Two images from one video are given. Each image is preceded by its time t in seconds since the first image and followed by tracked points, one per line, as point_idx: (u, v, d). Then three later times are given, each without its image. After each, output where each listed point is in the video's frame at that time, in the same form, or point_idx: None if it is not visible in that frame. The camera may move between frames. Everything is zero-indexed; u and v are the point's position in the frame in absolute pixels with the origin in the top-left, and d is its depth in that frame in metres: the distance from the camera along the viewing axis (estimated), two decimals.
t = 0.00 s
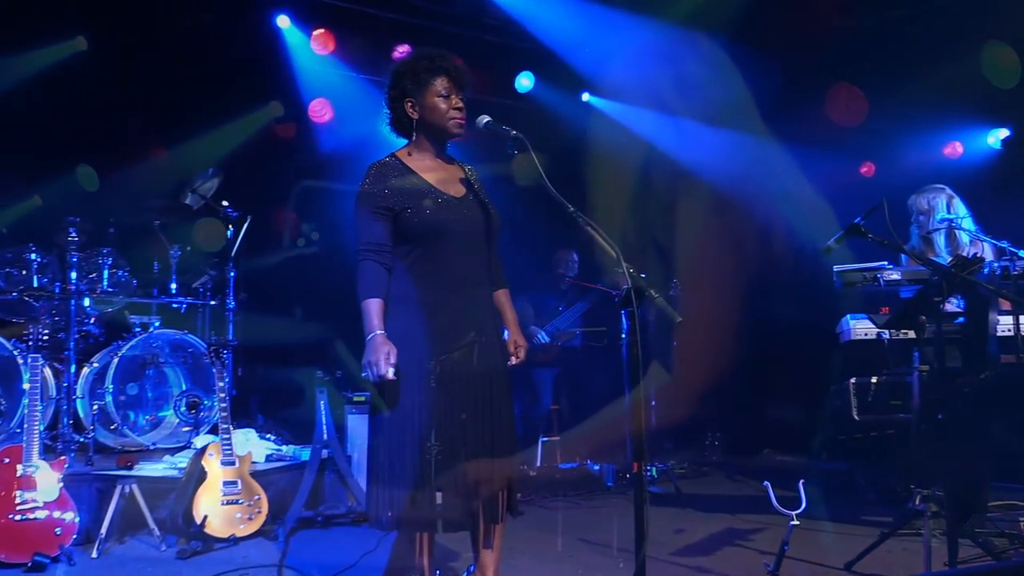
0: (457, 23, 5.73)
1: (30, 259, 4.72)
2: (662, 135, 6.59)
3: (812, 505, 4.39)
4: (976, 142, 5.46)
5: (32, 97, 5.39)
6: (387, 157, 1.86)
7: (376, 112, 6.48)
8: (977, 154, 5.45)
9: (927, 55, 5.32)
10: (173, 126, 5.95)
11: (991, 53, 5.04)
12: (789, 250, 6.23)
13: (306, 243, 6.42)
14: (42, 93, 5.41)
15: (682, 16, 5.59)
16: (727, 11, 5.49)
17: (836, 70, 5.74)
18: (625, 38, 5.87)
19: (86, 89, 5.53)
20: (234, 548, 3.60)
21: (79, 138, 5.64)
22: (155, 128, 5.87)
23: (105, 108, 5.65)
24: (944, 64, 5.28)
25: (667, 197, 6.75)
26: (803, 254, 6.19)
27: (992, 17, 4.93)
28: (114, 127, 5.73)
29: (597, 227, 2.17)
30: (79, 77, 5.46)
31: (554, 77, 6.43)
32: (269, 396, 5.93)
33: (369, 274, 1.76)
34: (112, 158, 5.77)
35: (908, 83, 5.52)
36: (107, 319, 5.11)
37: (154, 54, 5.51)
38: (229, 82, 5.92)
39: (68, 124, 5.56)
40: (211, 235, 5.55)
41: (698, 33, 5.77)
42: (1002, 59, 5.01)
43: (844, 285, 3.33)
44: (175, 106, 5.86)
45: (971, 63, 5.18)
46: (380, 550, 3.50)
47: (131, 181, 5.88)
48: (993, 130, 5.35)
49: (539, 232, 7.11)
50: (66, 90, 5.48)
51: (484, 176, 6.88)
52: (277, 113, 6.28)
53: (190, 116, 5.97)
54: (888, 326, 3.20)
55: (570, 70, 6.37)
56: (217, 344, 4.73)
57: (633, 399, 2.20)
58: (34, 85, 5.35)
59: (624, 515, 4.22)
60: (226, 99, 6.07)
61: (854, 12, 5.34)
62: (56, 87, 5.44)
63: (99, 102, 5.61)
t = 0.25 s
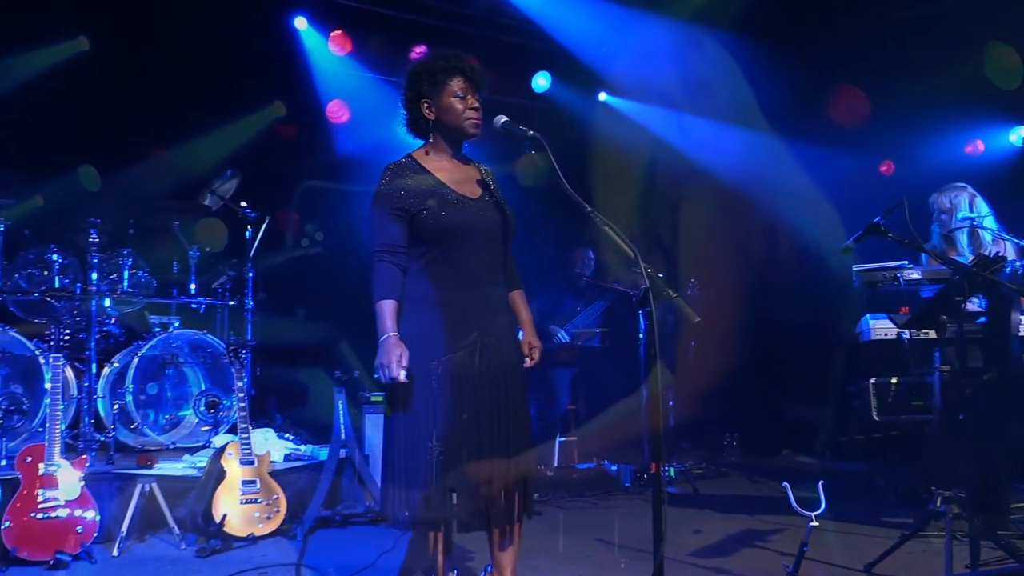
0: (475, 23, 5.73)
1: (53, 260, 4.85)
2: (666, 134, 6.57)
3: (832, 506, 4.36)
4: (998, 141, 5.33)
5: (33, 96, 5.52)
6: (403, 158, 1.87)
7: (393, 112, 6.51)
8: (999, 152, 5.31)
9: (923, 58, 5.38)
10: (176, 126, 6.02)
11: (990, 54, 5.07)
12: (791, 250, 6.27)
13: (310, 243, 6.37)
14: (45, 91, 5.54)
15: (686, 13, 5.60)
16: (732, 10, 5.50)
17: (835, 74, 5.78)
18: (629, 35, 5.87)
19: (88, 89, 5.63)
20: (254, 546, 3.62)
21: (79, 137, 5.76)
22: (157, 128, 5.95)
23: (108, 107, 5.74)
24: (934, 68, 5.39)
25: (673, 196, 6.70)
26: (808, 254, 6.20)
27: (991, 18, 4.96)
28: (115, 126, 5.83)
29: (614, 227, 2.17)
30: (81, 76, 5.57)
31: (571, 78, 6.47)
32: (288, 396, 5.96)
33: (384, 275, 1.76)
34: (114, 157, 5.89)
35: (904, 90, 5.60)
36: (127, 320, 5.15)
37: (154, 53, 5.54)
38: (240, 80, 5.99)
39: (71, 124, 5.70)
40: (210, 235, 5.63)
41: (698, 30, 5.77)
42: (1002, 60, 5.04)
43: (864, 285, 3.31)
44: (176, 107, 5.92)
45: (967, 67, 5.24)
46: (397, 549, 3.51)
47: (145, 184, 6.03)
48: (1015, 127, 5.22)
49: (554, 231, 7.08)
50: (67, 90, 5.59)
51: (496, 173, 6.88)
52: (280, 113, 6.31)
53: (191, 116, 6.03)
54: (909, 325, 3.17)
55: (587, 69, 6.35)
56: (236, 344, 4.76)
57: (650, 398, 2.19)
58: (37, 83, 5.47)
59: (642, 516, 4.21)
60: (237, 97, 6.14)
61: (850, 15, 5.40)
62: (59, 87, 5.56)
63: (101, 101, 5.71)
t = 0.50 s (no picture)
0: (491, 24, 5.72)
1: (73, 261, 4.89)
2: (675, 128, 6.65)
3: (852, 507, 4.32)
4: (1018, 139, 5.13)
5: (39, 96, 5.69)
6: (419, 160, 1.87)
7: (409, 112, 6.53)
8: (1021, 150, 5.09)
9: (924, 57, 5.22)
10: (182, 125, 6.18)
11: (994, 54, 4.95)
12: (800, 250, 6.31)
13: (315, 243, 6.40)
14: (50, 91, 5.71)
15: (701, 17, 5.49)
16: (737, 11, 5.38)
17: (841, 75, 5.57)
18: (638, 37, 5.83)
19: (94, 89, 5.83)
20: (272, 545, 3.64)
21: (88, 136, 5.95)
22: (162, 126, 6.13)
23: (113, 106, 5.93)
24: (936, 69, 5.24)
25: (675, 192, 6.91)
26: (816, 254, 6.24)
27: (992, 20, 4.83)
28: (119, 124, 6.00)
29: (632, 227, 2.18)
30: (87, 77, 5.76)
31: (587, 79, 6.43)
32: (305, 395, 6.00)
33: (401, 277, 1.76)
34: (119, 156, 6.05)
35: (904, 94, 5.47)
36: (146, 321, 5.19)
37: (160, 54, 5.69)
38: (252, 78, 6.11)
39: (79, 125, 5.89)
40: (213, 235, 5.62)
41: (707, 35, 5.68)
42: (1008, 60, 4.93)
43: (884, 284, 3.28)
44: (176, 106, 6.09)
45: (969, 67, 5.10)
46: (414, 548, 3.53)
47: (163, 183, 6.24)
48: None
49: (569, 231, 7.05)
50: (70, 89, 5.78)
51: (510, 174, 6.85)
52: (282, 113, 6.44)
53: (191, 116, 6.18)
54: (930, 326, 3.14)
55: (604, 69, 6.33)
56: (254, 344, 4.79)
57: (667, 398, 2.19)
58: (41, 82, 5.64)
59: (659, 517, 4.19)
60: (254, 96, 6.27)
61: (852, 20, 5.26)
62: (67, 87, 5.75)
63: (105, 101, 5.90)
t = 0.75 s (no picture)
0: (508, 24, 5.72)
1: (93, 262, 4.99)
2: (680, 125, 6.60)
3: (871, 508, 4.29)
4: None
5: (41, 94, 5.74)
6: (433, 160, 1.88)
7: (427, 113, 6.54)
8: None
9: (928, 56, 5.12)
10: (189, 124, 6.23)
11: (995, 53, 4.82)
12: (806, 249, 6.22)
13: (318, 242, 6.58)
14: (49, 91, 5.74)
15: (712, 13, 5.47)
16: (743, 6, 5.37)
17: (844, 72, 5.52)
18: (642, 33, 5.80)
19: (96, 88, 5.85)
20: (290, 544, 3.65)
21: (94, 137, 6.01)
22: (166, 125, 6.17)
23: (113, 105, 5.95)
24: (937, 70, 5.13)
25: (682, 193, 6.82)
26: (823, 253, 6.17)
27: (997, 16, 4.71)
28: (120, 125, 6.02)
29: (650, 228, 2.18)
30: (90, 77, 5.79)
31: (603, 77, 6.42)
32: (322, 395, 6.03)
33: (420, 276, 1.76)
34: (121, 155, 6.08)
35: (904, 97, 5.37)
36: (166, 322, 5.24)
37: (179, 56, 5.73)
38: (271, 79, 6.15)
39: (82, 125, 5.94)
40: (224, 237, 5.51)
41: (710, 33, 5.67)
42: (1009, 61, 4.78)
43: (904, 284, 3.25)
44: (175, 106, 6.12)
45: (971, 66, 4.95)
46: (431, 548, 3.53)
47: (179, 183, 6.31)
48: None
49: (582, 231, 6.98)
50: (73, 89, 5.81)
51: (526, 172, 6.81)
52: (284, 112, 6.44)
53: (190, 116, 6.21)
54: (951, 326, 3.11)
55: (621, 69, 6.31)
56: (272, 344, 4.82)
57: (685, 398, 2.19)
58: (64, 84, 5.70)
59: (676, 517, 4.18)
60: (257, 95, 6.29)
61: (852, 19, 5.26)
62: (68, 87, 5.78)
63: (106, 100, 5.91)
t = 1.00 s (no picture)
0: (524, 23, 5.71)
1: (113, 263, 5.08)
2: (690, 123, 6.62)
3: (891, 510, 4.26)
4: None
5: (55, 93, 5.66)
6: (451, 164, 1.90)
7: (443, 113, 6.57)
8: None
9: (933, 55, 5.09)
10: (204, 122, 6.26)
11: (996, 53, 4.79)
12: (813, 246, 6.24)
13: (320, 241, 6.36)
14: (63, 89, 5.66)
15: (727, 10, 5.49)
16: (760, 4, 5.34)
17: (853, 68, 5.44)
18: (654, 30, 5.80)
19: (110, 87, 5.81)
20: (308, 543, 3.67)
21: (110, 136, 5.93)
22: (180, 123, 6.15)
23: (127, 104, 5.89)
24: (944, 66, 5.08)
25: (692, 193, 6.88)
26: (829, 251, 6.17)
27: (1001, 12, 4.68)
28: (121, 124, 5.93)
29: (668, 228, 2.19)
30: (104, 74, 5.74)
31: (620, 76, 6.42)
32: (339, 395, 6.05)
33: (436, 276, 1.79)
34: (122, 154, 5.96)
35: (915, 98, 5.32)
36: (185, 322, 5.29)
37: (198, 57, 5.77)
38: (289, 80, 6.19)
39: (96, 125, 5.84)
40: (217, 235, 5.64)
41: (714, 32, 5.71)
42: (1012, 62, 4.74)
43: (923, 283, 3.23)
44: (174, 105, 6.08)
45: (974, 58, 4.90)
46: (448, 547, 3.53)
47: (188, 183, 6.27)
48: None
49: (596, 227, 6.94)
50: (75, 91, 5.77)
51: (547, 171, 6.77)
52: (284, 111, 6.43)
53: (190, 116, 6.16)
54: (971, 327, 3.08)
55: (637, 68, 6.30)
56: (289, 344, 4.85)
57: (704, 398, 2.19)
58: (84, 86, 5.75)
59: (694, 518, 4.17)
60: (255, 91, 6.29)
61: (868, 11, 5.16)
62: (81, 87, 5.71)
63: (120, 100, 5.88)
